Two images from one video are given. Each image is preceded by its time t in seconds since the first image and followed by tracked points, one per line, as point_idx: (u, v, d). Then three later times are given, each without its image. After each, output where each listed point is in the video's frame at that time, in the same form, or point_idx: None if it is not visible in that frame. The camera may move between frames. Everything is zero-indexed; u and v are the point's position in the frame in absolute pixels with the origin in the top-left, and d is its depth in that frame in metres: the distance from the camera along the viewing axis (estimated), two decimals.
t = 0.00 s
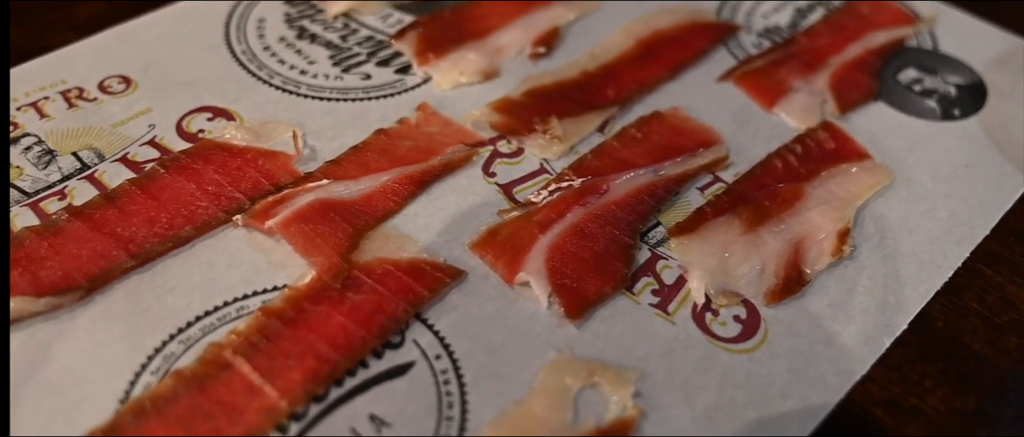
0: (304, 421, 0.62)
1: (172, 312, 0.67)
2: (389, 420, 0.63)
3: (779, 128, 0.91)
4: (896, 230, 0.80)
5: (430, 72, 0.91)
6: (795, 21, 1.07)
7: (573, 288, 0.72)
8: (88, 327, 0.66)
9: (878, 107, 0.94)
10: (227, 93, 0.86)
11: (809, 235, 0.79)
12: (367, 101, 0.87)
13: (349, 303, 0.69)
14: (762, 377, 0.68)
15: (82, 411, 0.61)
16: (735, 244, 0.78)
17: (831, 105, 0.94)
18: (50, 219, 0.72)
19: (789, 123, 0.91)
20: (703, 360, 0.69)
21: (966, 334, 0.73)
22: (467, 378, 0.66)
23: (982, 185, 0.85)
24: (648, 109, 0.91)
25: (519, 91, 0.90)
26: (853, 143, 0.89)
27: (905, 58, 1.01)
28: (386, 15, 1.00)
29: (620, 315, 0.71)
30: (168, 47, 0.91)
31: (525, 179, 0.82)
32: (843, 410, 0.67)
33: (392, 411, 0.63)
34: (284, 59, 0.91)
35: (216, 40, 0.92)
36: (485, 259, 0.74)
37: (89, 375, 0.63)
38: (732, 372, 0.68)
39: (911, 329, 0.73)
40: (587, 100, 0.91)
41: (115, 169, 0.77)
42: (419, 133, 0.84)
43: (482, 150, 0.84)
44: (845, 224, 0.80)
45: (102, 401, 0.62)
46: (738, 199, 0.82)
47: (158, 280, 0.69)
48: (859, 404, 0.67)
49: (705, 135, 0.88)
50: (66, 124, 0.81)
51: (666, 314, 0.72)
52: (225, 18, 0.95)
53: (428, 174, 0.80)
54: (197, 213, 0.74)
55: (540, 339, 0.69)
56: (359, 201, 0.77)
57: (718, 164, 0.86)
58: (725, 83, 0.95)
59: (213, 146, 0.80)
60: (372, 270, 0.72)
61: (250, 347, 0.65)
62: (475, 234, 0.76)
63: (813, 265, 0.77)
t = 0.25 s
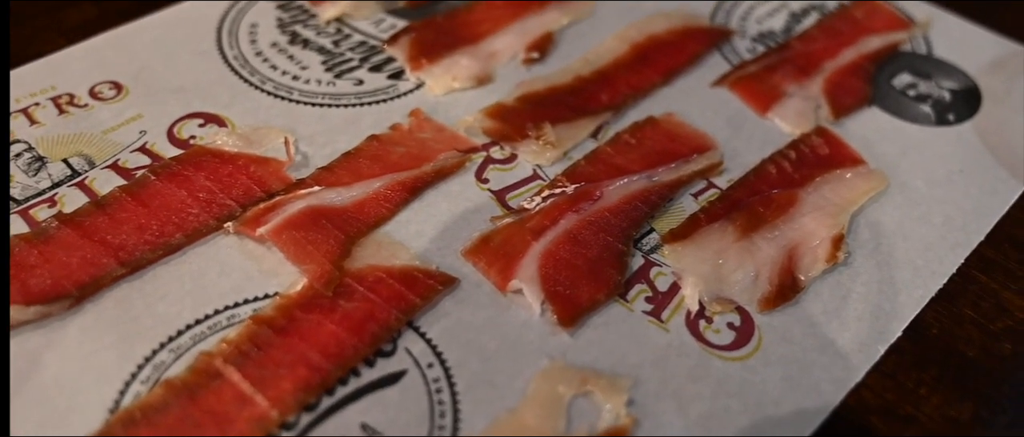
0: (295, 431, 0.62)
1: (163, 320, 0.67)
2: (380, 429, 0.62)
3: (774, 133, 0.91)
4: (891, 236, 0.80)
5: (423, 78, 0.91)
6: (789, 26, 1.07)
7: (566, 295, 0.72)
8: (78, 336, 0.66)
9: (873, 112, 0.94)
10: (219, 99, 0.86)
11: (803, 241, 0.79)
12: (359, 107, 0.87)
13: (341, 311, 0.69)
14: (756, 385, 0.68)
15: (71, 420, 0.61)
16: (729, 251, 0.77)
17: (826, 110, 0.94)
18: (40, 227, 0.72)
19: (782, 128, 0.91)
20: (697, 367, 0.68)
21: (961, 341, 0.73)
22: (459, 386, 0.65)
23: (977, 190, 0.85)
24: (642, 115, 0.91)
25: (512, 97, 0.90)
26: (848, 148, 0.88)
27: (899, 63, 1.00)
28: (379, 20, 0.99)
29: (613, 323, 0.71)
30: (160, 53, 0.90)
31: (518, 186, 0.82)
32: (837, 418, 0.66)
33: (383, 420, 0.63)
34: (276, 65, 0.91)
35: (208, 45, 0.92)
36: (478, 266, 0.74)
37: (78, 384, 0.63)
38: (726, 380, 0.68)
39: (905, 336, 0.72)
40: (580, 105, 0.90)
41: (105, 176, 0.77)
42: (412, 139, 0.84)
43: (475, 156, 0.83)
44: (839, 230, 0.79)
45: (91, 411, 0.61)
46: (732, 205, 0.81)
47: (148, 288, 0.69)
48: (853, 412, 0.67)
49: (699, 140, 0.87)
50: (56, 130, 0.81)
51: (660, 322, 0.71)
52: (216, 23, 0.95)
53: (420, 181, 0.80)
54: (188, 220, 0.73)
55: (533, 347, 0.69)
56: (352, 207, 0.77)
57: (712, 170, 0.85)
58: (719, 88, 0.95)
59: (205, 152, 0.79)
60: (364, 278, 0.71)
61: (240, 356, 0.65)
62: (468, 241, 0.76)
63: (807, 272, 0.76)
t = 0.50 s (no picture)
0: None
1: (156, 326, 0.67)
2: None
3: (771, 137, 0.90)
4: (888, 241, 0.80)
5: (419, 82, 0.91)
6: (786, 29, 1.07)
7: (562, 301, 0.72)
8: (71, 342, 0.65)
9: (870, 115, 0.94)
10: (214, 103, 0.86)
11: (800, 246, 0.79)
12: (354, 111, 0.87)
13: (335, 317, 0.68)
14: (752, 391, 0.67)
15: (64, 428, 0.61)
16: (725, 256, 0.77)
17: (823, 114, 0.93)
18: (33, 233, 0.71)
19: (780, 132, 0.91)
20: (693, 373, 0.68)
21: (958, 346, 0.72)
22: (454, 392, 0.65)
23: (974, 195, 0.84)
24: (638, 119, 0.91)
25: (508, 100, 0.90)
26: (845, 152, 0.88)
27: (897, 67, 1.00)
28: (375, 24, 0.99)
29: (609, 329, 0.71)
30: (155, 57, 0.90)
31: (514, 190, 0.81)
32: (834, 424, 0.66)
33: (378, 427, 0.63)
34: (271, 69, 0.90)
35: (203, 50, 0.92)
36: (473, 272, 0.73)
37: (71, 391, 0.62)
38: (723, 386, 0.67)
39: (903, 341, 0.72)
40: (576, 109, 0.90)
41: (99, 182, 0.77)
42: (407, 144, 0.83)
43: (470, 160, 0.83)
44: (836, 235, 0.79)
45: (84, 418, 0.61)
46: (729, 210, 0.81)
47: (142, 294, 0.69)
48: (850, 418, 0.67)
49: (695, 145, 0.87)
50: (50, 136, 0.80)
51: (656, 327, 0.71)
52: (212, 27, 0.95)
53: (416, 186, 0.79)
54: (183, 226, 0.73)
55: (528, 353, 0.68)
56: (346, 213, 0.76)
57: (708, 174, 0.85)
58: (716, 92, 0.95)
59: (199, 158, 0.79)
60: (358, 284, 0.71)
61: (234, 363, 0.65)
62: (463, 246, 0.75)
63: (803, 277, 0.76)
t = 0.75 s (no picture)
0: None
1: (147, 334, 0.66)
2: None
3: (766, 141, 0.90)
4: (884, 246, 0.79)
5: (413, 86, 0.90)
6: (783, 31, 1.06)
7: (555, 308, 0.71)
8: (61, 350, 0.65)
9: (866, 119, 0.93)
10: (206, 108, 0.85)
11: (795, 252, 0.78)
12: (347, 116, 0.86)
13: (327, 324, 0.68)
14: (747, 398, 0.67)
15: None
16: (720, 261, 0.77)
17: (819, 118, 0.93)
18: (24, 239, 0.71)
19: (775, 136, 0.90)
20: (687, 380, 0.67)
21: (955, 352, 0.72)
22: (447, 400, 0.64)
23: (971, 199, 0.84)
24: (633, 123, 0.90)
25: (502, 105, 0.89)
26: (841, 156, 0.88)
27: (893, 70, 1.00)
28: (369, 27, 0.99)
29: (603, 335, 0.70)
30: (147, 61, 0.90)
31: (508, 195, 0.81)
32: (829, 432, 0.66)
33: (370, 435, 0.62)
34: (265, 73, 0.90)
35: (196, 54, 0.91)
36: (467, 278, 0.73)
37: (61, 399, 0.62)
38: (717, 393, 0.67)
39: (898, 347, 0.72)
40: (571, 114, 0.90)
41: (91, 187, 0.76)
42: (401, 148, 0.83)
43: (464, 165, 0.83)
44: (832, 240, 0.79)
45: (73, 427, 0.61)
46: (724, 215, 0.81)
47: (133, 301, 0.68)
48: (845, 426, 0.66)
49: (691, 149, 0.87)
50: (41, 140, 0.80)
51: (651, 334, 0.70)
52: (205, 31, 0.94)
53: (409, 191, 0.79)
54: (174, 232, 0.73)
55: (522, 360, 0.68)
56: (339, 218, 0.76)
57: (703, 179, 0.85)
58: (711, 96, 0.95)
59: (191, 163, 0.78)
60: (351, 291, 0.70)
61: (225, 370, 0.64)
62: (457, 252, 0.75)
63: (799, 283, 0.76)
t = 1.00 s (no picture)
0: None
1: (140, 341, 0.66)
2: None
3: (763, 146, 0.90)
4: (880, 252, 0.79)
5: (407, 91, 0.90)
6: (779, 36, 1.06)
7: (550, 314, 0.71)
8: (52, 358, 0.64)
9: (862, 124, 0.93)
10: (200, 113, 0.85)
11: (791, 258, 0.78)
12: (342, 121, 0.86)
13: (321, 331, 0.68)
14: (743, 406, 0.67)
15: None
16: (716, 267, 0.76)
17: (815, 122, 0.93)
18: (16, 246, 0.71)
19: (771, 141, 0.90)
20: (683, 388, 0.67)
21: (951, 359, 0.72)
22: (441, 408, 0.64)
23: (968, 205, 0.84)
24: (629, 128, 0.90)
25: (497, 110, 0.89)
26: (837, 161, 0.87)
27: (890, 74, 1.00)
28: (364, 32, 0.99)
29: (599, 342, 0.70)
30: (141, 66, 0.89)
31: (503, 201, 0.81)
32: None
33: None
34: (259, 78, 0.90)
35: (190, 59, 0.91)
36: (461, 285, 0.72)
37: (53, 408, 0.62)
38: (713, 401, 0.67)
39: (895, 354, 0.71)
40: (566, 119, 0.89)
41: (83, 194, 0.76)
42: (395, 154, 0.83)
43: (459, 171, 0.82)
44: (828, 246, 0.78)
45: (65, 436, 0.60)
46: (720, 221, 0.80)
47: (126, 309, 0.68)
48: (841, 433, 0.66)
49: (686, 154, 0.86)
50: (34, 147, 0.79)
51: (646, 341, 0.70)
52: (199, 36, 0.94)
53: (403, 197, 0.79)
54: (167, 239, 0.72)
55: (516, 367, 0.67)
56: (333, 225, 0.76)
57: (699, 185, 0.84)
58: (707, 100, 0.94)
59: (185, 169, 0.78)
60: (345, 298, 0.70)
61: (218, 379, 0.64)
62: (451, 259, 0.75)
63: (795, 289, 0.75)
